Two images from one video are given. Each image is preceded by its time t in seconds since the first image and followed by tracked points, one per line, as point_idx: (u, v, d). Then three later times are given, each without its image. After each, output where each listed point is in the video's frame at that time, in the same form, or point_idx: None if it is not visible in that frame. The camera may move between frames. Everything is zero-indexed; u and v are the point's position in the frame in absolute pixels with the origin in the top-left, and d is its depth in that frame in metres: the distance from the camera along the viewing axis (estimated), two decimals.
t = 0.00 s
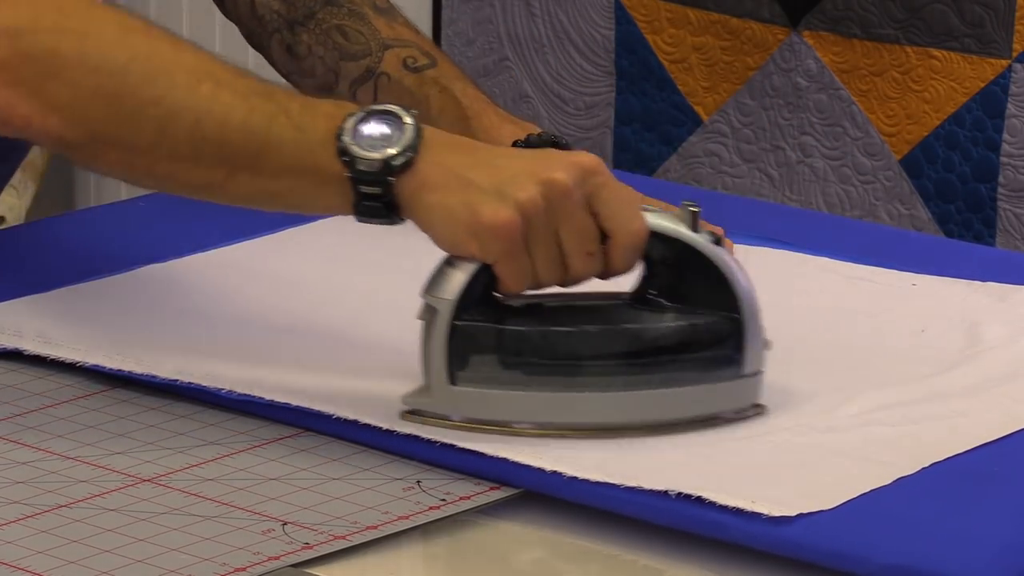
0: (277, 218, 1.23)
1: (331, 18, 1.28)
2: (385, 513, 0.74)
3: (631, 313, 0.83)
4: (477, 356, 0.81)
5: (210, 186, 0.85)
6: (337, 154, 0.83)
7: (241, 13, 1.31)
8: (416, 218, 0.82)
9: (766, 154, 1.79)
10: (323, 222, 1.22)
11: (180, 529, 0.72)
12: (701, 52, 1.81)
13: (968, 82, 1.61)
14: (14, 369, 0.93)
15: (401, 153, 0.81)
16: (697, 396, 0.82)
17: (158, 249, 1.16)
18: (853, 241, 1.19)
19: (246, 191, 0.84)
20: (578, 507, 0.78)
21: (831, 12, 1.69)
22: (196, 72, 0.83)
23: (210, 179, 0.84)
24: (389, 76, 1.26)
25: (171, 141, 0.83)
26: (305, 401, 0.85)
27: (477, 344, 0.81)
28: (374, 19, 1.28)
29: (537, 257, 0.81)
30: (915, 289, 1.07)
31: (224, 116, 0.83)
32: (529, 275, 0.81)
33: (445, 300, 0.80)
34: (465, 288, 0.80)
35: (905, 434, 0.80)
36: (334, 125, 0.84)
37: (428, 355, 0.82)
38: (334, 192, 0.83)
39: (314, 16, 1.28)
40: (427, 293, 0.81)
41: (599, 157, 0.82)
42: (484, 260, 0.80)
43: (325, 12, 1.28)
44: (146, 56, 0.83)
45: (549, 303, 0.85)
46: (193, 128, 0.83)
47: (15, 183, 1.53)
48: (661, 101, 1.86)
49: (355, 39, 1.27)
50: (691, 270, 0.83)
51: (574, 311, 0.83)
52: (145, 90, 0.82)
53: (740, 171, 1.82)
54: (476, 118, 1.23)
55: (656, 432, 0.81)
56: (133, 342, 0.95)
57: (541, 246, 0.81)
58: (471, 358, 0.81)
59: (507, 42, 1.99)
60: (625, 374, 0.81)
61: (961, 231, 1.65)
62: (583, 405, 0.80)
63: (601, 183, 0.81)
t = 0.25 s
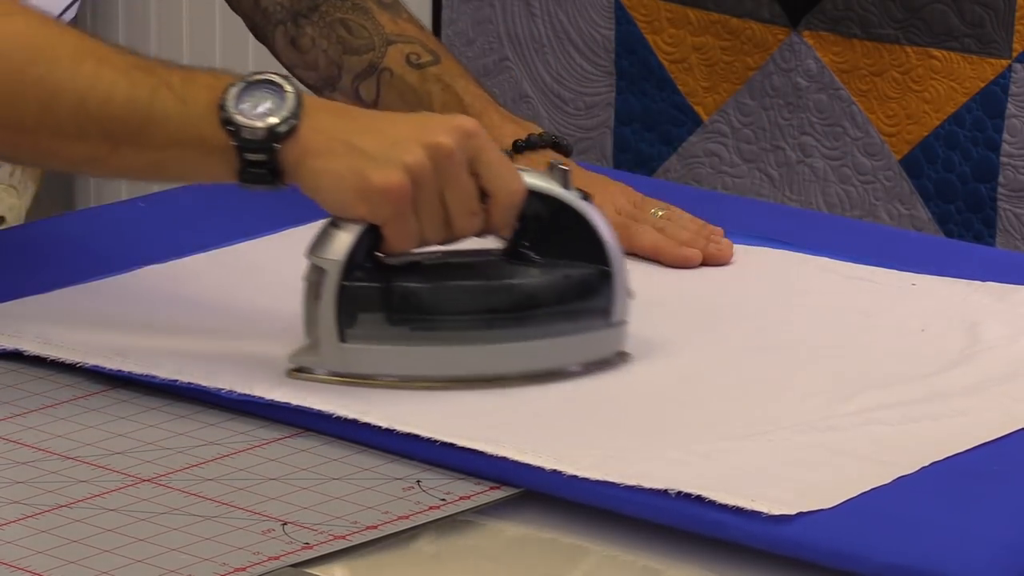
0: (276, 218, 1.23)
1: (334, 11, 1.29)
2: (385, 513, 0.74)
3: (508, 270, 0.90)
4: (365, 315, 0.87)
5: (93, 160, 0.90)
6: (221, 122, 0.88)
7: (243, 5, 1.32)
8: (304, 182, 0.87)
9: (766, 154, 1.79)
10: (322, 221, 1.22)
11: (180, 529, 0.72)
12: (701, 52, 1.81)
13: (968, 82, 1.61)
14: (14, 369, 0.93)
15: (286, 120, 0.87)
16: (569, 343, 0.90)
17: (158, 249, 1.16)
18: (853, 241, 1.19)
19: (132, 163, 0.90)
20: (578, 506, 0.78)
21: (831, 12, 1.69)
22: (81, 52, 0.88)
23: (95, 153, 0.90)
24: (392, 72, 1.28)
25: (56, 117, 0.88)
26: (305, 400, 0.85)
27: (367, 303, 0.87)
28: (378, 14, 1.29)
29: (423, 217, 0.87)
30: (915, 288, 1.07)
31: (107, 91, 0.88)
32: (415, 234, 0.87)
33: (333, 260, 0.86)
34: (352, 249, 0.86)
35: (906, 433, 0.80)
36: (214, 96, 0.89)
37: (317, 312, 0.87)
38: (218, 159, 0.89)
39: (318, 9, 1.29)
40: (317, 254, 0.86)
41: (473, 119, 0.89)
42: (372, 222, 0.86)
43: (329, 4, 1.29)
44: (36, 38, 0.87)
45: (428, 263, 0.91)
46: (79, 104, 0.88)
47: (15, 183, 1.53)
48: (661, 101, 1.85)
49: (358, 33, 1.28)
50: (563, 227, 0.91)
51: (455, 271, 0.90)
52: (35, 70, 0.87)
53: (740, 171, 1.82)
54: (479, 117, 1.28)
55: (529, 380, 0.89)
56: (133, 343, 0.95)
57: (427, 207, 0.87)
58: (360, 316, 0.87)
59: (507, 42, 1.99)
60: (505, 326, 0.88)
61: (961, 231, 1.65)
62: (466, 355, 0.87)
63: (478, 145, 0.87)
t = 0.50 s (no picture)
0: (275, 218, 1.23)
1: (338, 9, 1.30)
2: (385, 513, 0.74)
3: (377, 232, 0.98)
4: (254, 282, 0.93)
5: None
6: (102, 91, 0.94)
7: (245, 2, 1.32)
8: (188, 155, 0.93)
9: (766, 154, 1.79)
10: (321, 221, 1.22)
11: (180, 529, 0.72)
12: (701, 52, 1.81)
13: (968, 82, 1.61)
14: (14, 369, 0.94)
15: (167, 86, 0.94)
16: (432, 294, 0.98)
17: (158, 249, 1.16)
18: (853, 241, 1.19)
19: (16, 127, 0.95)
20: (578, 506, 0.78)
21: (831, 12, 1.68)
22: None
23: None
24: (395, 71, 1.29)
25: None
26: (305, 400, 0.85)
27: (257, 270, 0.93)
28: (381, 13, 1.30)
29: (307, 184, 0.94)
30: (915, 288, 1.07)
31: None
32: (299, 202, 0.94)
33: (223, 231, 0.90)
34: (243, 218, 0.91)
35: (906, 433, 0.80)
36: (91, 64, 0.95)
37: (206, 284, 0.92)
38: (98, 126, 0.95)
39: (322, 7, 1.30)
40: (201, 228, 0.90)
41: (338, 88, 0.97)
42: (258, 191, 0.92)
43: (332, 3, 1.30)
44: None
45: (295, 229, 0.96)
46: None
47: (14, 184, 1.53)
48: (661, 101, 1.85)
49: (361, 32, 1.29)
50: (415, 186, 0.99)
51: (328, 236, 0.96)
52: None
53: (740, 171, 1.81)
54: (478, 117, 1.27)
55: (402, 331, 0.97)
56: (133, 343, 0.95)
57: (309, 171, 0.94)
58: (250, 283, 0.93)
59: (507, 42, 1.98)
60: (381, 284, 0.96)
61: (961, 230, 1.65)
62: (349, 314, 0.94)
63: (350, 112, 0.95)
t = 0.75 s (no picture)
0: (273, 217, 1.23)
1: (340, 17, 1.30)
2: (385, 514, 0.74)
3: (246, 212, 0.98)
4: (141, 270, 0.94)
5: None
6: None
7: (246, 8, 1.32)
8: (70, 146, 0.94)
9: (766, 154, 1.78)
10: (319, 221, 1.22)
11: (180, 529, 0.72)
12: (701, 52, 1.80)
13: (968, 82, 1.61)
14: (15, 369, 0.94)
15: (47, 72, 0.94)
16: (292, 275, 1.00)
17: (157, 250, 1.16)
18: (854, 241, 1.19)
19: None
20: (579, 506, 0.78)
21: (832, 12, 1.68)
22: None
23: None
24: (396, 77, 1.29)
25: None
26: (305, 401, 0.85)
27: (140, 257, 0.94)
28: (383, 19, 1.31)
29: (188, 170, 0.95)
30: (916, 289, 1.07)
31: None
32: (181, 186, 0.95)
33: (110, 221, 0.91)
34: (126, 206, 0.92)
35: (907, 433, 0.80)
36: None
37: (93, 273, 0.93)
38: None
39: (324, 15, 1.31)
40: (88, 218, 0.91)
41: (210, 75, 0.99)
42: (142, 177, 0.93)
43: (334, 10, 1.31)
44: None
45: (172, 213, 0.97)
46: None
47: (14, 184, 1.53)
48: (661, 101, 1.85)
49: (363, 39, 1.30)
50: (278, 168, 1.01)
51: (200, 218, 0.97)
52: None
53: (740, 171, 1.81)
54: (477, 120, 1.27)
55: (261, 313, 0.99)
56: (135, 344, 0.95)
57: (190, 159, 0.95)
58: (136, 270, 0.94)
59: (507, 42, 1.97)
60: (252, 267, 0.97)
61: (961, 230, 1.65)
62: (221, 296, 0.96)
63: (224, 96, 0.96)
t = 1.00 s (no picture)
0: (274, 217, 1.23)
1: (341, 17, 1.30)
2: (385, 513, 0.74)
3: (190, 220, 0.96)
4: (99, 282, 0.91)
5: None
6: None
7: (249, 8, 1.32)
8: (19, 159, 0.89)
9: (766, 153, 1.78)
10: (320, 221, 1.22)
11: (180, 529, 0.72)
12: (701, 52, 1.80)
13: (968, 82, 1.61)
14: (16, 370, 0.94)
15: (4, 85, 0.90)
16: (234, 283, 0.99)
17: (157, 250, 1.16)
18: (854, 241, 1.19)
19: None
20: (579, 506, 0.78)
21: (832, 12, 1.68)
22: None
23: None
24: (396, 77, 1.29)
25: None
26: (304, 401, 0.85)
27: (96, 269, 0.91)
28: (383, 19, 1.31)
29: (141, 177, 0.92)
30: (916, 289, 1.07)
31: None
32: (136, 195, 0.92)
33: (67, 235, 0.88)
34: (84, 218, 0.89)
35: (908, 433, 0.80)
36: None
37: (50, 286, 0.90)
38: None
39: (324, 15, 1.31)
40: (45, 231, 0.88)
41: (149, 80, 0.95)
42: (100, 187, 0.89)
43: (334, 11, 1.31)
44: None
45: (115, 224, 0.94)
46: None
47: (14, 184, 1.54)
48: (661, 101, 1.84)
49: (363, 39, 1.30)
50: (218, 175, 0.99)
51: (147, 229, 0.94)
52: None
53: (740, 171, 1.81)
54: (477, 120, 1.27)
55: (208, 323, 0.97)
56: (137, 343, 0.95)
57: (144, 166, 0.91)
58: (94, 284, 0.91)
59: (507, 42, 1.97)
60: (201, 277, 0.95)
61: (961, 230, 1.65)
62: (171, 309, 0.94)
63: (170, 101, 0.93)
